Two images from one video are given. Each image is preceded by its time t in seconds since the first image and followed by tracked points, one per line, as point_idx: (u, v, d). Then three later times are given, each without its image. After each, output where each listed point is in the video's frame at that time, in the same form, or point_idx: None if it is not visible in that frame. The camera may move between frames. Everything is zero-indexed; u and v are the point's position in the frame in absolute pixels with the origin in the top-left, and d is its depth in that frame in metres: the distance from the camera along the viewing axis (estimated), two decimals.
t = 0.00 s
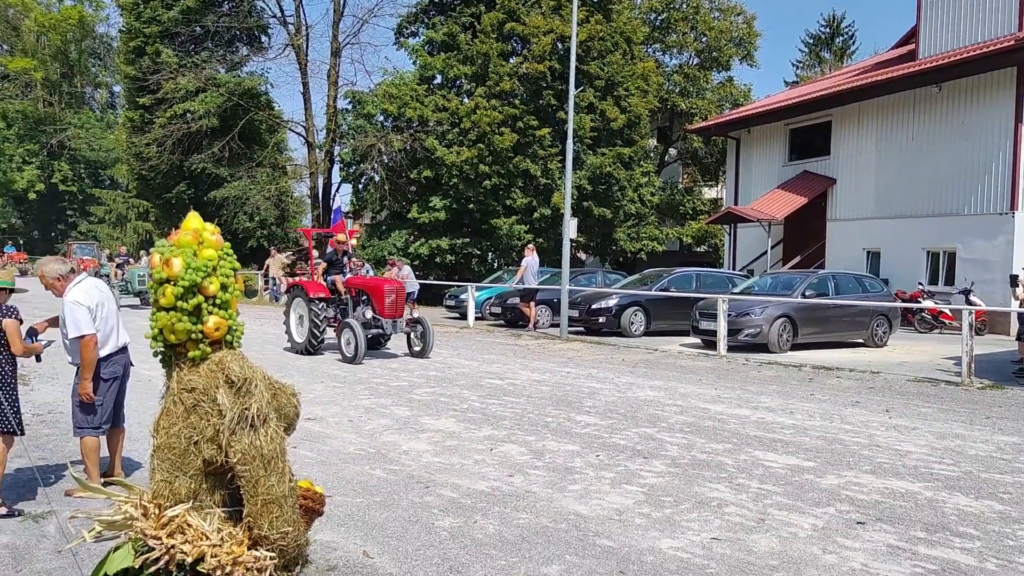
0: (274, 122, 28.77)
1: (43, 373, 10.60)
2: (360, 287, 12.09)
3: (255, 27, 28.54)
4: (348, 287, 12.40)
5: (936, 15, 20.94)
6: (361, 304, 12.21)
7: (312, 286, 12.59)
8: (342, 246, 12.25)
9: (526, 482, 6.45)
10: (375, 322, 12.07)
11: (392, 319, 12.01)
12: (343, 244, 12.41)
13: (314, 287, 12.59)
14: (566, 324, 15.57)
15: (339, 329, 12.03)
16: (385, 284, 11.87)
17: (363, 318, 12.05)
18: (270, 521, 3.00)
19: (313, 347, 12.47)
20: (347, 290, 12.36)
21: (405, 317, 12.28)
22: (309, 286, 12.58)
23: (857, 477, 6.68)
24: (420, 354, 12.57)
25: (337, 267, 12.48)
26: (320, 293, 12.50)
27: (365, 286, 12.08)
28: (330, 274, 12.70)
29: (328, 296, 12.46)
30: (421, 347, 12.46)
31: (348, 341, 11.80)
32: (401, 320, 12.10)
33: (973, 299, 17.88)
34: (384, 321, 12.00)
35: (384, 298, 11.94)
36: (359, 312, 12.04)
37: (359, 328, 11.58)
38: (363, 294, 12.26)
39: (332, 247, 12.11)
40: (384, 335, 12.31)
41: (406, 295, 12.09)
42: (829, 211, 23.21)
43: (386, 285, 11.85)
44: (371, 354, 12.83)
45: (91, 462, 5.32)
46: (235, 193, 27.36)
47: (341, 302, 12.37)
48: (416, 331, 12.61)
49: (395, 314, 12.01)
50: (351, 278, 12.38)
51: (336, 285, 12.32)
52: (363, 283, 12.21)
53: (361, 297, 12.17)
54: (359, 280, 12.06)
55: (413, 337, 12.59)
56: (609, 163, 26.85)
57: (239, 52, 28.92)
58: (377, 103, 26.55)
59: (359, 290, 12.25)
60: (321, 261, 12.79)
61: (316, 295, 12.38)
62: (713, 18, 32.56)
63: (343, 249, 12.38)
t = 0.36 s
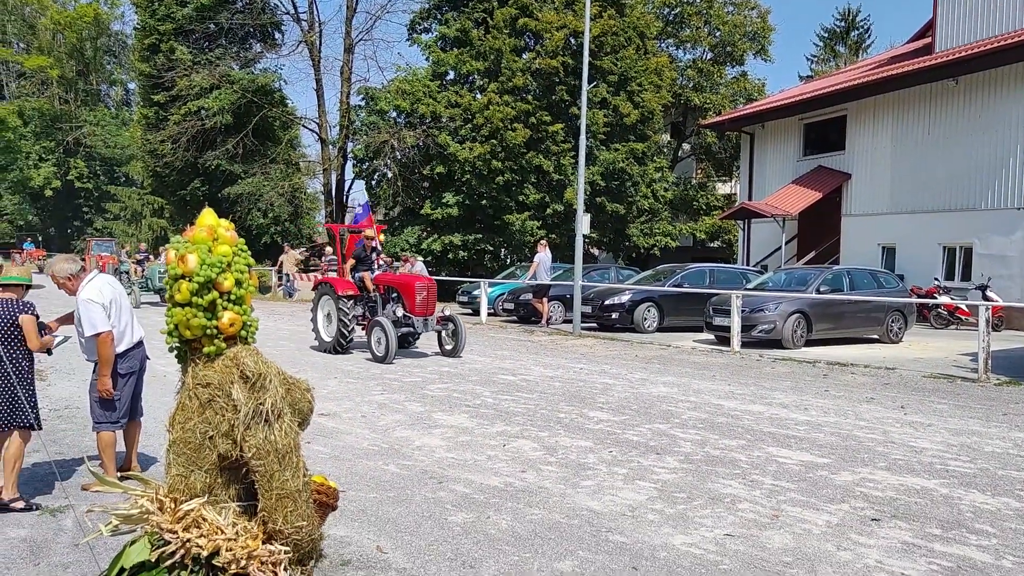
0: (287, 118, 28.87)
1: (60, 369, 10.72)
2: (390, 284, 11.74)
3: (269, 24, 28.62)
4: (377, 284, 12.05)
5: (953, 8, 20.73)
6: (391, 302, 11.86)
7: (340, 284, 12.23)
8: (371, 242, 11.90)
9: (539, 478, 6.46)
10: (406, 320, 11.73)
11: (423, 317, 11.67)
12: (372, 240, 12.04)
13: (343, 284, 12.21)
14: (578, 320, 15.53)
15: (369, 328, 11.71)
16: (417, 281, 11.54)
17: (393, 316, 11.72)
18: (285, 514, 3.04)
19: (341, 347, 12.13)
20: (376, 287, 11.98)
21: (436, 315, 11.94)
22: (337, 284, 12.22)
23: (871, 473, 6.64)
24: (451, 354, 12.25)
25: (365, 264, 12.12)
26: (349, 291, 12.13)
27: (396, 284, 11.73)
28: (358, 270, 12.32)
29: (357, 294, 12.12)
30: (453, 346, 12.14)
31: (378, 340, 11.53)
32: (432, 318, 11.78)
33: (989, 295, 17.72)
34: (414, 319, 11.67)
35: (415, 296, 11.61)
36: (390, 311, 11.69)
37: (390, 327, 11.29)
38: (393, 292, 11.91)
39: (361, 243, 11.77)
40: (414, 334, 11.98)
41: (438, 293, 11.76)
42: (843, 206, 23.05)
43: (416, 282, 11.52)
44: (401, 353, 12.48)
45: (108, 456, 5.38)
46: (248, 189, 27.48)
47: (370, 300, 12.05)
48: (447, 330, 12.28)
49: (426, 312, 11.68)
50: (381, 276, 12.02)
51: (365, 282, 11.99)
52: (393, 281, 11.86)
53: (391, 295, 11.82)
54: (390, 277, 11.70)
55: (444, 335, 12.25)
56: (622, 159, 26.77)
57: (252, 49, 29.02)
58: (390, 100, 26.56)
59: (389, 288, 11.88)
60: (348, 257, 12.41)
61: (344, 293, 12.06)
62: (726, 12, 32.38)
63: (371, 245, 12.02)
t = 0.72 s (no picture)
0: (298, 114, 28.89)
1: (74, 364, 10.79)
2: (421, 281, 11.41)
3: (280, 20, 28.64)
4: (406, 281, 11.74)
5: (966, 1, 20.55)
6: (422, 300, 11.51)
7: (369, 280, 11.88)
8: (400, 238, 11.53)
9: (550, 474, 6.46)
10: (438, 319, 11.39)
11: (455, 315, 11.33)
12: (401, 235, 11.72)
13: (371, 281, 11.87)
14: (589, 316, 15.51)
15: (400, 326, 11.37)
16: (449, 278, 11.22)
17: (424, 313, 11.37)
18: (297, 509, 3.04)
19: (369, 346, 11.70)
20: (406, 284, 11.66)
21: (469, 314, 11.59)
22: (365, 280, 11.86)
23: (883, 469, 6.61)
24: (484, 354, 11.88)
25: (393, 260, 11.82)
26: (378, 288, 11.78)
27: (427, 281, 11.40)
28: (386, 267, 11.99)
29: (386, 292, 11.77)
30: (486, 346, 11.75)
31: (409, 339, 11.22)
32: (464, 317, 11.42)
33: (1003, 290, 17.59)
34: (446, 318, 11.32)
35: (447, 293, 11.25)
36: (421, 308, 11.33)
37: (422, 326, 10.99)
38: (424, 289, 11.58)
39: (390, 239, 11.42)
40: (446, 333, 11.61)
41: (469, 290, 11.43)
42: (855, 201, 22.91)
43: (449, 279, 11.17)
44: (432, 353, 12.09)
45: (121, 451, 5.40)
46: (259, 185, 27.56)
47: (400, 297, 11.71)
48: (478, 328, 11.93)
49: (458, 310, 11.34)
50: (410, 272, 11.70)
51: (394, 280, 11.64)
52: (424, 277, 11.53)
53: (422, 293, 11.48)
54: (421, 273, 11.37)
55: (476, 334, 11.90)
56: (633, 154, 26.69)
57: (263, 46, 29.08)
58: (401, 95, 26.55)
59: (419, 284, 11.55)
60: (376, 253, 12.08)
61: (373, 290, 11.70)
62: (738, 6, 32.19)
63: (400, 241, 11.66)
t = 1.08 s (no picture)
0: (303, 111, 28.87)
1: (80, 360, 10.83)
2: (447, 279, 11.08)
3: (284, 16, 28.62)
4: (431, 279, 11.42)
5: None
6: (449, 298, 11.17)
7: (392, 278, 11.57)
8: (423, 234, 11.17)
9: (555, 470, 6.46)
10: (465, 317, 11.04)
11: (483, 314, 10.97)
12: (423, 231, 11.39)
13: (395, 279, 11.56)
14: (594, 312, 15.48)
15: (426, 325, 11.03)
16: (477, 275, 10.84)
17: (452, 311, 11.03)
18: (303, 503, 3.04)
19: (394, 345, 11.35)
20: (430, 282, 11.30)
21: (496, 312, 11.23)
22: (389, 278, 11.55)
23: (889, 465, 6.59)
24: (513, 354, 11.54)
25: (416, 256, 11.53)
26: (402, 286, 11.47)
27: (454, 278, 11.05)
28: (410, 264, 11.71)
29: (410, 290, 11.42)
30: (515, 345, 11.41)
31: (435, 339, 10.88)
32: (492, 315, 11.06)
33: (1009, 286, 17.54)
34: (474, 316, 10.96)
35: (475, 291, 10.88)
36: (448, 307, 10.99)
37: (449, 326, 10.64)
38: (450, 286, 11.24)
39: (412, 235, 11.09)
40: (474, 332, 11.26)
41: (498, 288, 11.06)
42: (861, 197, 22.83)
43: (477, 276, 10.81)
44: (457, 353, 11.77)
45: (127, 447, 5.43)
46: (264, 181, 27.59)
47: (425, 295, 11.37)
48: (506, 327, 11.57)
49: (486, 308, 10.98)
50: (436, 270, 11.37)
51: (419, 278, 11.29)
52: (450, 274, 11.18)
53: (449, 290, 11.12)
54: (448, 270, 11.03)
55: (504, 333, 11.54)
56: (638, 150, 26.65)
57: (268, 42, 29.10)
58: (405, 91, 26.52)
59: (444, 282, 11.20)
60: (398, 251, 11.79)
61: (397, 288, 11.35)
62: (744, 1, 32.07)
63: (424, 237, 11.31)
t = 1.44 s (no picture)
0: (304, 107, 28.87)
1: (82, 356, 10.84)
2: (471, 277, 10.76)
3: (285, 13, 28.60)
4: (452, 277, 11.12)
5: None
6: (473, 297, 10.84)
7: (413, 276, 11.26)
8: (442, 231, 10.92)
9: (555, 466, 6.46)
10: (490, 317, 10.71)
11: (508, 314, 10.63)
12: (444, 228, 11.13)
13: (416, 277, 11.25)
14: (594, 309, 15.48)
15: (450, 325, 10.70)
16: (502, 273, 10.51)
17: (476, 311, 10.71)
18: (303, 498, 3.04)
19: (414, 346, 11.00)
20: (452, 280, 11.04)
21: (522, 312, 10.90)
22: (411, 276, 11.24)
23: (889, 462, 6.59)
24: (539, 355, 11.18)
25: (437, 254, 11.26)
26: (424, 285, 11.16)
27: (478, 277, 10.73)
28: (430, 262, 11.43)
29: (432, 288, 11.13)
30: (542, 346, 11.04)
31: (460, 340, 10.55)
32: (518, 315, 10.73)
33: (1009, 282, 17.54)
34: (499, 316, 10.63)
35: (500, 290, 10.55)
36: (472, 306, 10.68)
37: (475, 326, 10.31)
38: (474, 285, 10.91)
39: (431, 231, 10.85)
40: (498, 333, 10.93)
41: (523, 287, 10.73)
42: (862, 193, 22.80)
43: (502, 274, 10.49)
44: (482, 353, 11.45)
45: (127, 443, 5.44)
46: (265, 178, 27.58)
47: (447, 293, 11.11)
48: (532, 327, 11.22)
49: (512, 308, 10.63)
50: (458, 268, 11.05)
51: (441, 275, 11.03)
52: (474, 273, 10.86)
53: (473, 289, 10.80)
54: (471, 268, 10.72)
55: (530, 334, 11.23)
56: (639, 146, 26.65)
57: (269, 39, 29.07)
58: (406, 88, 26.53)
59: (467, 281, 10.89)
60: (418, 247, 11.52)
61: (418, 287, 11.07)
62: None
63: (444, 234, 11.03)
